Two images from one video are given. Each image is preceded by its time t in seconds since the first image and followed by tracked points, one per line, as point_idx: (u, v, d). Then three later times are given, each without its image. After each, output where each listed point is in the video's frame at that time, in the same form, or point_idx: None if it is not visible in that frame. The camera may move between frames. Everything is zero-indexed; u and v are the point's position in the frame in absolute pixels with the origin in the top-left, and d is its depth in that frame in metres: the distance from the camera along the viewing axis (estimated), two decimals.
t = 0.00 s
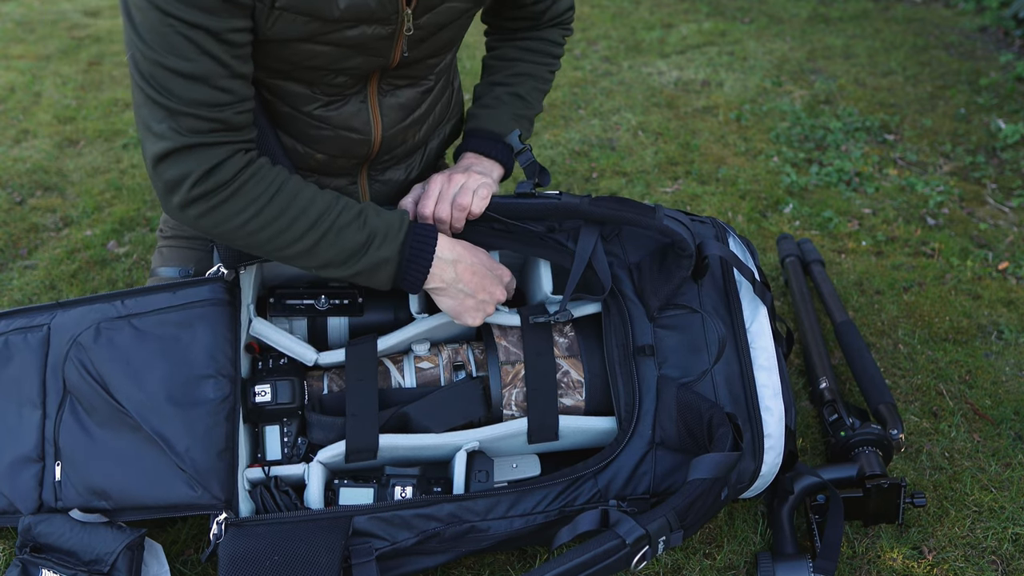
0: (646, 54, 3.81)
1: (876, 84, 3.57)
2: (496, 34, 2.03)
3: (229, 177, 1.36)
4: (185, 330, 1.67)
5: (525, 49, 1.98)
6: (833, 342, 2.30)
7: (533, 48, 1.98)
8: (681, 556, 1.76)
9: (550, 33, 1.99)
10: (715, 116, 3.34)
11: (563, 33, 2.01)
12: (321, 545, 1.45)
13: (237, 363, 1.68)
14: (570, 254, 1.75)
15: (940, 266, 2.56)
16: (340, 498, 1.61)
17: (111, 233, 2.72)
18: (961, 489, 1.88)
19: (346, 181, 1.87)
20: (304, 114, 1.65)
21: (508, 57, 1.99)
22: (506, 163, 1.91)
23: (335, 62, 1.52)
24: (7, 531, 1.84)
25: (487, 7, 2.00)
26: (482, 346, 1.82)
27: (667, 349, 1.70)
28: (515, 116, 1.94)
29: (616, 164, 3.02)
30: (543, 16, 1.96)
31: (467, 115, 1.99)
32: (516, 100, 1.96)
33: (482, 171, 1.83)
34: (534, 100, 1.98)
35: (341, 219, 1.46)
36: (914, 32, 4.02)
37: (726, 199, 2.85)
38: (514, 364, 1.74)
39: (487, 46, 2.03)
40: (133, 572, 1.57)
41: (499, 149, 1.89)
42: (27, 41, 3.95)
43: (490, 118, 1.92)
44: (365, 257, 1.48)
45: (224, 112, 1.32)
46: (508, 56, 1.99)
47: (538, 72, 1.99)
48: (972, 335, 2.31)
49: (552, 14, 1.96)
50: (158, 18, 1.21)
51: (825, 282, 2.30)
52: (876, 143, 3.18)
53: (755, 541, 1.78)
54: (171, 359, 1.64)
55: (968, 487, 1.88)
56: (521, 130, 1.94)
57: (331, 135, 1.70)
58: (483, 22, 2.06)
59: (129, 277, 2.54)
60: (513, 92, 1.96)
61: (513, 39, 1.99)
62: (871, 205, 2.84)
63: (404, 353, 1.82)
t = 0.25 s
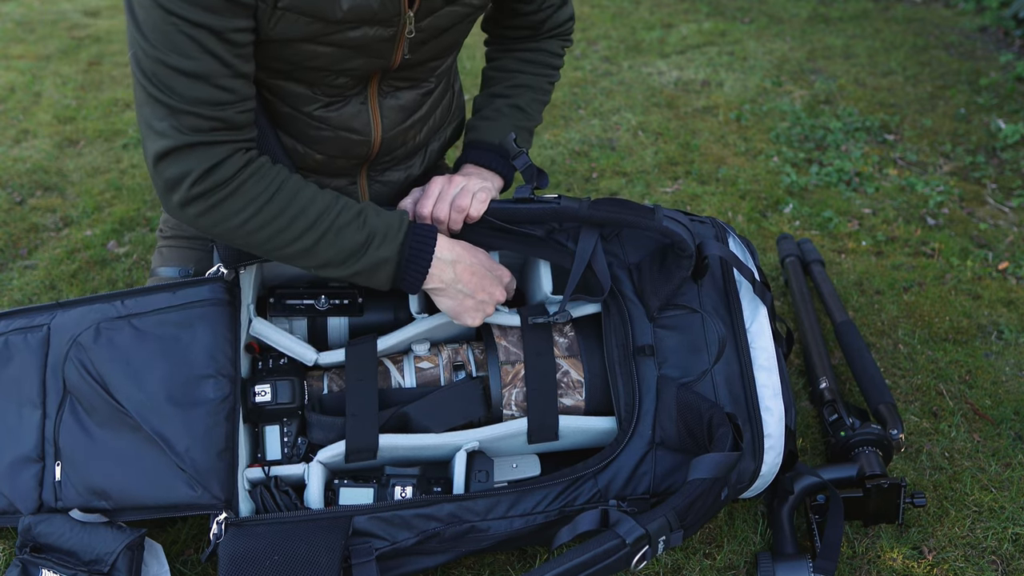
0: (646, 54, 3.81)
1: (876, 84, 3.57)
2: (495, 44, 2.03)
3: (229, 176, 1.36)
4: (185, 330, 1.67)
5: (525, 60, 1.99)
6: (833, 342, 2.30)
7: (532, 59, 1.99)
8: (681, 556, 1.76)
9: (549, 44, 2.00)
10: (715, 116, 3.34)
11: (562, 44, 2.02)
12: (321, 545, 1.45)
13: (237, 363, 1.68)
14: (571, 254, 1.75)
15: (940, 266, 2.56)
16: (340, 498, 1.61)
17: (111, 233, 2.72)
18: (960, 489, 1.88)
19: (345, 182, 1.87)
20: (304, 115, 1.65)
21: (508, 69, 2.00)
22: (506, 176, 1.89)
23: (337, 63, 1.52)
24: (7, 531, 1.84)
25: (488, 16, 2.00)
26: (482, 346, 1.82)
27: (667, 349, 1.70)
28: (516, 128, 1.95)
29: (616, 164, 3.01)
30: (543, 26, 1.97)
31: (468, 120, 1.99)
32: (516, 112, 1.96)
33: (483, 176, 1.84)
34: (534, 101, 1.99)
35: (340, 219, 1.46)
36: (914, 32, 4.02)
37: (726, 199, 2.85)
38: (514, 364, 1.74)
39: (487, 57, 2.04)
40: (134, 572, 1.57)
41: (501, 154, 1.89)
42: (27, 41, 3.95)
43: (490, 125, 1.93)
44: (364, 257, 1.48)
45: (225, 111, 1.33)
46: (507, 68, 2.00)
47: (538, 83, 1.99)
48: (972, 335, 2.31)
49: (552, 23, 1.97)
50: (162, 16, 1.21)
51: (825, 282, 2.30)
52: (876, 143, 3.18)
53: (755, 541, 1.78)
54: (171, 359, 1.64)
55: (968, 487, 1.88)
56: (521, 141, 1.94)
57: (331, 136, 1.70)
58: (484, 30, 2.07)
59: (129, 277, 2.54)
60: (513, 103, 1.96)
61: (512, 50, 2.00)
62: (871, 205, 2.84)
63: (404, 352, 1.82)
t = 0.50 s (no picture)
0: (645, 54, 3.81)
1: (876, 84, 3.57)
2: (497, 47, 2.04)
3: (230, 177, 1.36)
4: (185, 330, 1.67)
5: (525, 63, 2.00)
6: (833, 342, 2.30)
7: (533, 62, 2.00)
8: (681, 556, 1.76)
9: (549, 47, 2.00)
10: (715, 116, 3.34)
11: (563, 48, 2.03)
12: (321, 545, 1.45)
13: (238, 363, 1.68)
14: (570, 255, 1.75)
15: (940, 266, 2.56)
16: (340, 498, 1.61)
17: (111, 233, 2.72)
18: (960, 489, 1.88)
19: (346, 183, 1.87)
20: (305, 116, 1.65)
21: (508, 72, 2.00)
22: (506, 178, 1.87)
23: (338, 64, 1.52)
24: (7, 531, 1.84)
25: (488, 20, 2.01)
26: (482, 346, 1.82)
27: (668, 350, 1.70)
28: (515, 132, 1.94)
29: (616, 164, 3.01)
30: (544, 29, 1.97)
31: (469, 122, 1.99)
32: (516, 116, 1.96)
33: (483, 177, 1.83)
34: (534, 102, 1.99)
35: (340, 220, 1.46)
36: (914, 32, 4.02)
37: (726, 199, 2.85)
38: (514, 364, 1.74)
39: (488, 60, 2.05)
40: (134, 572, 1.57)
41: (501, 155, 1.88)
42: (27, 41, 3.95)
43: (490, 126, 1.93)
44: (364, 258, 1.48)
45: (226, 112, 1.33)
46: (508, 71, 2.00)
47: (538, 86, 2.00)
48: (972, 335, 2.31)
49: (553, 26, 1.97)
50: (164, 17, 1.21)
51: (825, 283, 2.30)
52: (876, 143, 3.18)
53: (755, 541, 1.79)
54: (171, 359, 1.64)
55: (967, 487, 1.88)
56: (519, 144, 1.92)
57: (332, 137, 1.70)
58: (484, 33, 2.07)
59: (129, 277, 2.54)
60: (513, 106, 1.96)
61: (514, 55, 2.01)
62: (871, 205, 2.84)
63: (404, 352, 1.82)
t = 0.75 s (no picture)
0: (646, 54, 3.81)
1: (876, 84, 3.57)
2: (498, 48, 2.04)
3: (229, 178, 1.36)
4: (185, 330, 1.67)
5: (526, 64, 2.00)
6: (833, 342, 2.30)
7: (535, 63, 2.00)
8: (681, 556, 1.76)
9: (550, 48, 2.00)
10: (715, 116, 3.34)
11: (564, 49, 2.03)
12: (321, 545, 1.45)
13: (238, 363, 1.68)
14: (570, 256, 1.75)
15: (940, 266, 2.56)
16: (340, 498, 1.61)
17: (111, 233, 2.72)
18: (960, 489, 1.88)
19: (346, 184, 1.87)
20: (305, 116, 1.65)
21: (509, 73, 2.01)
22: (506, 180, 1.87)
23: (338, 64, 1.52)
24: (7, 531, 1.84)
25: (488, 20, 2.02)
26: (482, 346, 1.82)
27: (668, 350, 1.70)
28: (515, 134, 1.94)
29: (616, 164, 3.01)
30: (545, 29, 1.97)
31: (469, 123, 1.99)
32: (517, 117, 1.96)
33: (483, 178, 1.83)
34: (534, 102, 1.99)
35: (340, 221, 1.46)
36: (914, 32, 4.02)
37: (726, 199, 2.85)
38: (514, 364, 1.74)
39: (489, 61, 2.05)
40: (134, 572, 1.57)
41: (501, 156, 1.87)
42: (27, 41, 3.95)
43: (491, 127, 1.93)
44: (364, 258, 1.48)
45: (226, 113, 1.33)
46: (509, 72, 2.00)
47: (539, 88, 2.00)
48: (972, 335, 2.31)
49: (553, 26, 1.97)
50: (163, 18, 1.21)
51: (825, 283, 2.30)
52: (876, 143, 3.18)
53: (755, 541, 1.79)
54: (171, 359, 1.64)
55: (968, 487, 1.88)
56: (519, 145, 1.92)
57: (332, 138, 1.70)
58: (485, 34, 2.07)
59: (129, 277, 2.54)
60: (513, 108, 1.96)
61: (516, 57, 2.01)
62: (871, 205, 2.84)
63: (403, 352, 1.82)
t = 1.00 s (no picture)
0: (646, 54, 3.81)
1: (876, 84, 3.57)
2: (499, 48, 2.04)
3: (229, 178, 1.36)
4: (185, 331, 1.68)
5: (526, 64, 2.00)
6: (833, 342, 2.30)
7: (535, 63, 2.00)
8: (681, 556, 1.76)
9: (551, 48, 2.00)
10: (715, 116, 3.34)
11: (564, 49, 2.03)
12: (321, 545, 1.45)
13: (238, 363, 1.68)
14: (571, 256, 1.76)
15: (940, 266, 2.56)
16: (340, 498, 1.61)
17: (111, 233, 2.72)
18: (960, 489, 1.88)
19: (346, 184, 1.87)
20: (305, 117, 1.65)
21: (509, 73, 2.01)
22: (506, 181, 1.87)
23: (338, 65, 1.52)
24: (7, 531, 1.84)
25: (488, 20, 2.01)
26: (482, 346, 1.82)
27: (667, 350, 1.70)
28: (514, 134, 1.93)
29: (616, 164, 3.01)
30: (545, 30, 1.97)
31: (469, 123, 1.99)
32: (517, 118, 1.96)
33: (483, 180, 1.83)
34: (534, 102, 1.99)
35: (339, 222, 1.46)
36: (914, 32, 4.02)
37: (726, 199, 2.85)
38: (514, 364, 1.74)
39: (489, 61, 2.05)
40: (134, 572, 1.57)
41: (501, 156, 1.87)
42: (28, 41, 3.95)
43: (490, 128, 1.92)
44: (363, 259, 1.48)
45: (224, 114, 1.33)
46: (509, 72, 2.00)
47: (539, 88, 2.00)
48: (972, 335, 2.31)
49: (554, 26, 1.97)
50: (161, 19, 1.21)
51: (825, 283, 2.30)
52: (876, 143, 3.18)
53: (755, 541, 1.79)
54: (171, 360, 1.64)
55: (967, 487, 1.88)
56: (519, 146, 1.92)
57: (332, 139, 1.70)
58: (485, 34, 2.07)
59: (129, 277, 2.54)
60: (513, 108, 1.96)
61: (517, 57, 2.01)
62: (871, 205, 2.84)
63: (403, 353, 1.82)
